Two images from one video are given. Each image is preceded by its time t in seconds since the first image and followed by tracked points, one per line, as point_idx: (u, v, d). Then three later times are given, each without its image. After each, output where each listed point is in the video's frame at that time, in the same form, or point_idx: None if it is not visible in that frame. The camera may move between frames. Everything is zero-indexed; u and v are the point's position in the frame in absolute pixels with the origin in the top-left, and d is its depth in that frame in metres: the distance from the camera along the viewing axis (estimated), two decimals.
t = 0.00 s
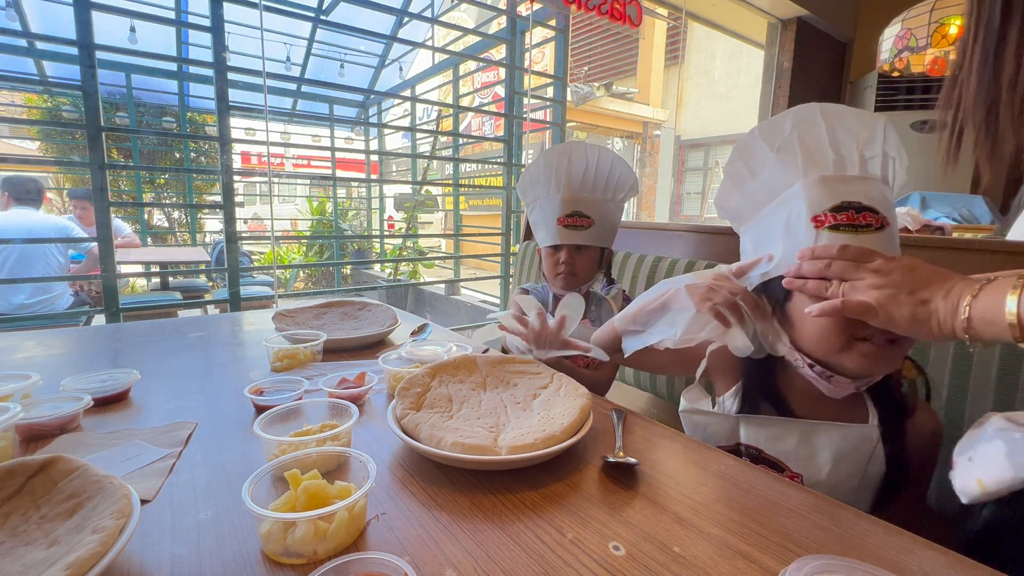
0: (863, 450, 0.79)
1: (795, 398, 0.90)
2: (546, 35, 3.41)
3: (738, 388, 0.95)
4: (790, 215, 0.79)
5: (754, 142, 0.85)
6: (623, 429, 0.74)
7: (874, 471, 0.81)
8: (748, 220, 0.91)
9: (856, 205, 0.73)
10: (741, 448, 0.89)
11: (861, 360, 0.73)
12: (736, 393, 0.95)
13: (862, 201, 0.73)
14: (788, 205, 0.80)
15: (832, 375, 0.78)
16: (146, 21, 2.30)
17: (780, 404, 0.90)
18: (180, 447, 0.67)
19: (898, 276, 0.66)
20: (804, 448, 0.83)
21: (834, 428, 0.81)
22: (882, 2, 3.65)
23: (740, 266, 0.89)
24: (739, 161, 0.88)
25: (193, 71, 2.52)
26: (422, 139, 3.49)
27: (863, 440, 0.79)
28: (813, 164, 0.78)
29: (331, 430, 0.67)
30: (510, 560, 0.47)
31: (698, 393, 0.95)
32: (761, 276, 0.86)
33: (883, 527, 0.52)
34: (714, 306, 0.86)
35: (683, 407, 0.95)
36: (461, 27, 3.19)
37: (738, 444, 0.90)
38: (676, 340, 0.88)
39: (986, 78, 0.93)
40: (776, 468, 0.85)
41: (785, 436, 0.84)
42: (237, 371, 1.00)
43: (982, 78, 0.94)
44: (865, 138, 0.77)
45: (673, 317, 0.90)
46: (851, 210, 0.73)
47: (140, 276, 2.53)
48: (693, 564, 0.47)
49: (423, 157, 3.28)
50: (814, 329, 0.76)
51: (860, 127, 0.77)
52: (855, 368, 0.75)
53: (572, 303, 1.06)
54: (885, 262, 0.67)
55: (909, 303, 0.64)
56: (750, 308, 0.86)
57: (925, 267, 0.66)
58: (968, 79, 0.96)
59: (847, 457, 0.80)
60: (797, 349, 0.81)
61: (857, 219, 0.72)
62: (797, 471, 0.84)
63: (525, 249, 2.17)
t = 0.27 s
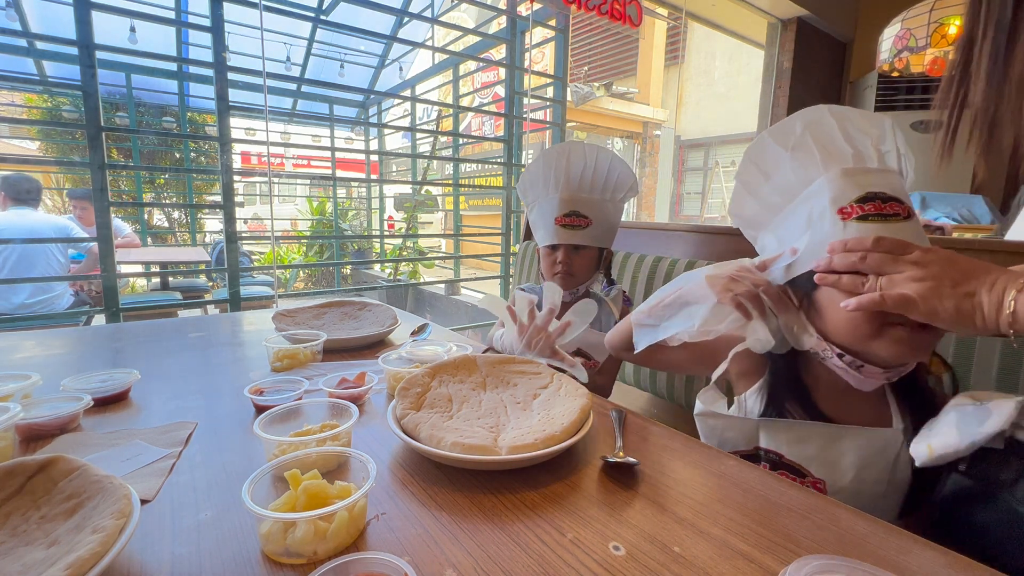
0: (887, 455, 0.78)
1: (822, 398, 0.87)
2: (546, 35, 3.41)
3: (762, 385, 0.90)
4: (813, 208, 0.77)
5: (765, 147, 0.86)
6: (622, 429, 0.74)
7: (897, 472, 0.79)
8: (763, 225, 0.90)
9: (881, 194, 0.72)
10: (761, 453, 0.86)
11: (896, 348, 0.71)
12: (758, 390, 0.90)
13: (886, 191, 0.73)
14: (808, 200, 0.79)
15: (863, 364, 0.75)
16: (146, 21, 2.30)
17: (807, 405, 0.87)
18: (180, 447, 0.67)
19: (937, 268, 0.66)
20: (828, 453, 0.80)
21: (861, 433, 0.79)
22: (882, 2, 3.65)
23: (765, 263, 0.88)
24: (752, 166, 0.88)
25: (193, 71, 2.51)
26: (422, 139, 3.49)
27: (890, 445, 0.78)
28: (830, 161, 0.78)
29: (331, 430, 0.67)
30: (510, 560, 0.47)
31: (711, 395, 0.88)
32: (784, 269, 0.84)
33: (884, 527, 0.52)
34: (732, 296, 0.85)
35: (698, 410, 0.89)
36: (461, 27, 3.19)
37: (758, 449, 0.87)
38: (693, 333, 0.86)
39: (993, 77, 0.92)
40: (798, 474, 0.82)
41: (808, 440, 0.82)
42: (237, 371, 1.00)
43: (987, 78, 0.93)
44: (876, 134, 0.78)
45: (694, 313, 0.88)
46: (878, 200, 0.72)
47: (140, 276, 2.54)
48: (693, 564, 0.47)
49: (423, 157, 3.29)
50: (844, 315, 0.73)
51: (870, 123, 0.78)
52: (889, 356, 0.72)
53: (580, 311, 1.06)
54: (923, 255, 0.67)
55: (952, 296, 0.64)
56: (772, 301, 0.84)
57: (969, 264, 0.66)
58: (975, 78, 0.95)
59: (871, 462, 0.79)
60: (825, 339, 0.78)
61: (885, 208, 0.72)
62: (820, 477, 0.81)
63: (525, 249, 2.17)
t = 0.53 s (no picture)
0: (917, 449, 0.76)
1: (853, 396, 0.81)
2: (546, 35, 3.41)
3: (786, 388, 0.89)
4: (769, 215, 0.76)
5: (709, 172, 0.86)
6: (621, 428, 0.74)
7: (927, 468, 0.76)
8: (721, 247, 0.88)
9: (834, 182, 0.73)
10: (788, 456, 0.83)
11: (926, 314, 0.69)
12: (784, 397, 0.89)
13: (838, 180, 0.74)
14: (766, 209, 0.77)
15: (897, 341, 0.72)
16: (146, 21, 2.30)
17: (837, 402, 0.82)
18: (181, 447, 0.67)
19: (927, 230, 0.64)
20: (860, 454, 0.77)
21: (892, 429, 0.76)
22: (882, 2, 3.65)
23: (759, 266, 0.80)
24: (705, 193, 0.87)
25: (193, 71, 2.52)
26: (422, 139, 3.49)
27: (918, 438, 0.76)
28: (778, 168, 0.79)
29: (331, 430, 0.67)
30: (510, 560, 0.47)
31: (732, 394, 0.94)
32: (784, 269, 0.76)
33: (885, 528, 0.52)
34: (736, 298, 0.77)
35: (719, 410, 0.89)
36: (461, 27, 3.19)
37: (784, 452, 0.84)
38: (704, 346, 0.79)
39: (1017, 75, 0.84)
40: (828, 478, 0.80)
41: (838, 440, 0.78)
42: (238, 371, 1.00)
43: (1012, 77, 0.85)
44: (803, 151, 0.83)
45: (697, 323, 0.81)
46: (836, 184, 0.72)
47: (140, 276, 2.54)
48: (693, 564, 0.47)
49: (423, 157, 3.29)
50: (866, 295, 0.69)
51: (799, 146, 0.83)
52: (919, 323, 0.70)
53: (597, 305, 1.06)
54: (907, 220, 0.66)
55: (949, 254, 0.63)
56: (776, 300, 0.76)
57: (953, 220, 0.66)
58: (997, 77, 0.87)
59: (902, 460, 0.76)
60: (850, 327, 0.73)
61: (844, 190, 0.72)
62: (852, 479, 0.78)
63: (525, 249, 2.17)
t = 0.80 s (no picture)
0: (874, 435, 0.77)
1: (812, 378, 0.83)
2: (546, 35, 3.41)
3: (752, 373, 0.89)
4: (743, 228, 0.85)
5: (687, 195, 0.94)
6: (621, 426, 0.74)
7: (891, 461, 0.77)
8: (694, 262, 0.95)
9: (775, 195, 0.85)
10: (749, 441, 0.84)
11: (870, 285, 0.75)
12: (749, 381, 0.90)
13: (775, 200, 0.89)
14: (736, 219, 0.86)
15: (848, 316, 0.77)
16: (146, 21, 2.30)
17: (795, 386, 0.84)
18: (181, 447, 0.67)
19: (841, 179, 0.65)
20: (816, 437, 0.78)
21: (846, 415, 0.78)
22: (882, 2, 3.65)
23: (727, 268, 0.87)
24: (683, 213, 0.95)
25: (193, 71, 2.52)
26: (422, 139, 3.49)
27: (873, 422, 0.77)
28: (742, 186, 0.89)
29: (331, 430, 0.67)
30: (510, 559, 0.47)
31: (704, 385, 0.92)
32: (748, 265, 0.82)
33: (884, 528, 0.52)
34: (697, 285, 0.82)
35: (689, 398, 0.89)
36: (461, 27, 3.19)
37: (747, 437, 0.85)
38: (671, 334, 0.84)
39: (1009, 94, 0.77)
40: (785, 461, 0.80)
41: (794, 423, 0.79)
42: (238, 371, 1.00)
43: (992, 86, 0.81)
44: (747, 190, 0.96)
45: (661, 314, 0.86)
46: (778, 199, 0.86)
47: (140, 276, 2.54)
48: (693, 564, 0.47)
49: (423, 157, 3.30)
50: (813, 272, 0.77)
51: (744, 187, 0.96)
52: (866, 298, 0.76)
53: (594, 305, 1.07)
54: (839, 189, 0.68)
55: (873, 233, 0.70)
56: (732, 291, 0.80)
57: (869, 154, 0.65)
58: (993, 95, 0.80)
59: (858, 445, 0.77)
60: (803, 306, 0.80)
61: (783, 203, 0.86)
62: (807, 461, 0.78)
63: (525, 249, 2.17)
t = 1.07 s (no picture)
0: (828, 426, 0.81)
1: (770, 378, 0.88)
2: (546, 35, 3.41)
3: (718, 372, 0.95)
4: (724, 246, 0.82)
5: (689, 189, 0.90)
6: (620, 427, 0.75)
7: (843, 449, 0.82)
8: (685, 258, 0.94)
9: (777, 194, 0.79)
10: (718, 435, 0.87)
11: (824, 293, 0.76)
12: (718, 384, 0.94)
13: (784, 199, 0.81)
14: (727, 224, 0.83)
15: (808, 324, 0.78)
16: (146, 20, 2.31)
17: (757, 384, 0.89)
18: (181, 447, 0.67)
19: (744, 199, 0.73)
20: (773, 430, 0.81)
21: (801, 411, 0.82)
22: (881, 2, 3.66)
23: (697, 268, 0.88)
24: (682, 208, 0.92)
25: (193, 71, 2.52)
26: (422, 139, 3.49)
27: (826, 415, 0.81)
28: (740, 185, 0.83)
29: (331, 430, 0.67)
30: (509, 560, 0.47)
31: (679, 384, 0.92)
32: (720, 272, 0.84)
33: (883, 527, 0.52)
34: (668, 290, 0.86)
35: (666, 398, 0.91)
36: (461, 26, 3.19)
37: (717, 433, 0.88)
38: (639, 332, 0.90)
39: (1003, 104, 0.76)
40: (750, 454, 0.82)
41: (755, 417, 0.83)
42: (238, 371, 1.00)
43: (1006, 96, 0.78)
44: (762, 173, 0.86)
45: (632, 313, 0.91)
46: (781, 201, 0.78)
47: (140, 276, 2.54)
48: (693, 564, 0.47)
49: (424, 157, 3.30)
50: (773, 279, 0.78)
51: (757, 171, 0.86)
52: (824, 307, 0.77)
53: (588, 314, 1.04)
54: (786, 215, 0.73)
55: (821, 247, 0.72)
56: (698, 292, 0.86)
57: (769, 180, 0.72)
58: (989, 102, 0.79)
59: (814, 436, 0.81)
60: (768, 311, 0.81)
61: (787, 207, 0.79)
62: (768, 453, 0.81)
63: (525, 249, 2.17)
